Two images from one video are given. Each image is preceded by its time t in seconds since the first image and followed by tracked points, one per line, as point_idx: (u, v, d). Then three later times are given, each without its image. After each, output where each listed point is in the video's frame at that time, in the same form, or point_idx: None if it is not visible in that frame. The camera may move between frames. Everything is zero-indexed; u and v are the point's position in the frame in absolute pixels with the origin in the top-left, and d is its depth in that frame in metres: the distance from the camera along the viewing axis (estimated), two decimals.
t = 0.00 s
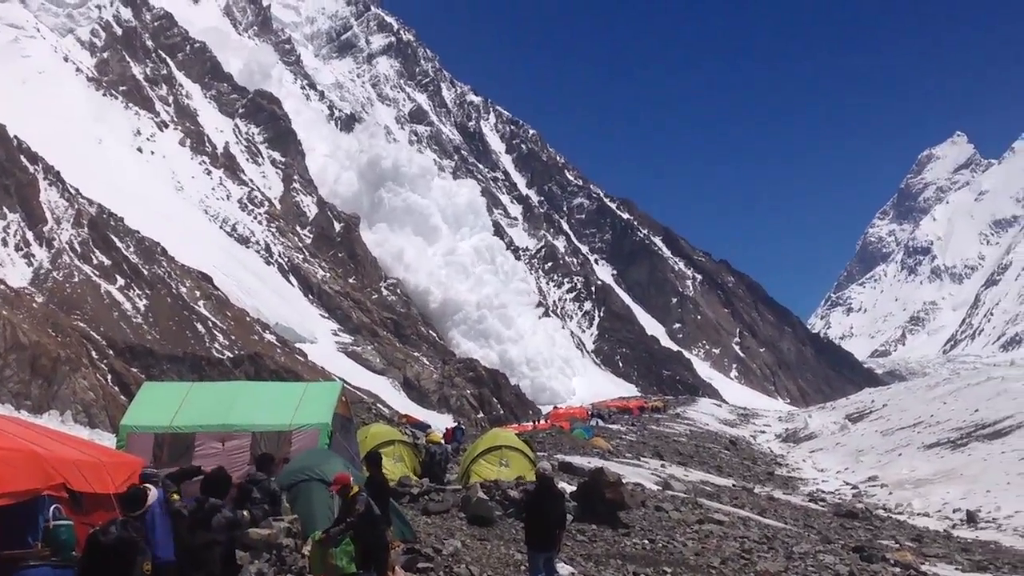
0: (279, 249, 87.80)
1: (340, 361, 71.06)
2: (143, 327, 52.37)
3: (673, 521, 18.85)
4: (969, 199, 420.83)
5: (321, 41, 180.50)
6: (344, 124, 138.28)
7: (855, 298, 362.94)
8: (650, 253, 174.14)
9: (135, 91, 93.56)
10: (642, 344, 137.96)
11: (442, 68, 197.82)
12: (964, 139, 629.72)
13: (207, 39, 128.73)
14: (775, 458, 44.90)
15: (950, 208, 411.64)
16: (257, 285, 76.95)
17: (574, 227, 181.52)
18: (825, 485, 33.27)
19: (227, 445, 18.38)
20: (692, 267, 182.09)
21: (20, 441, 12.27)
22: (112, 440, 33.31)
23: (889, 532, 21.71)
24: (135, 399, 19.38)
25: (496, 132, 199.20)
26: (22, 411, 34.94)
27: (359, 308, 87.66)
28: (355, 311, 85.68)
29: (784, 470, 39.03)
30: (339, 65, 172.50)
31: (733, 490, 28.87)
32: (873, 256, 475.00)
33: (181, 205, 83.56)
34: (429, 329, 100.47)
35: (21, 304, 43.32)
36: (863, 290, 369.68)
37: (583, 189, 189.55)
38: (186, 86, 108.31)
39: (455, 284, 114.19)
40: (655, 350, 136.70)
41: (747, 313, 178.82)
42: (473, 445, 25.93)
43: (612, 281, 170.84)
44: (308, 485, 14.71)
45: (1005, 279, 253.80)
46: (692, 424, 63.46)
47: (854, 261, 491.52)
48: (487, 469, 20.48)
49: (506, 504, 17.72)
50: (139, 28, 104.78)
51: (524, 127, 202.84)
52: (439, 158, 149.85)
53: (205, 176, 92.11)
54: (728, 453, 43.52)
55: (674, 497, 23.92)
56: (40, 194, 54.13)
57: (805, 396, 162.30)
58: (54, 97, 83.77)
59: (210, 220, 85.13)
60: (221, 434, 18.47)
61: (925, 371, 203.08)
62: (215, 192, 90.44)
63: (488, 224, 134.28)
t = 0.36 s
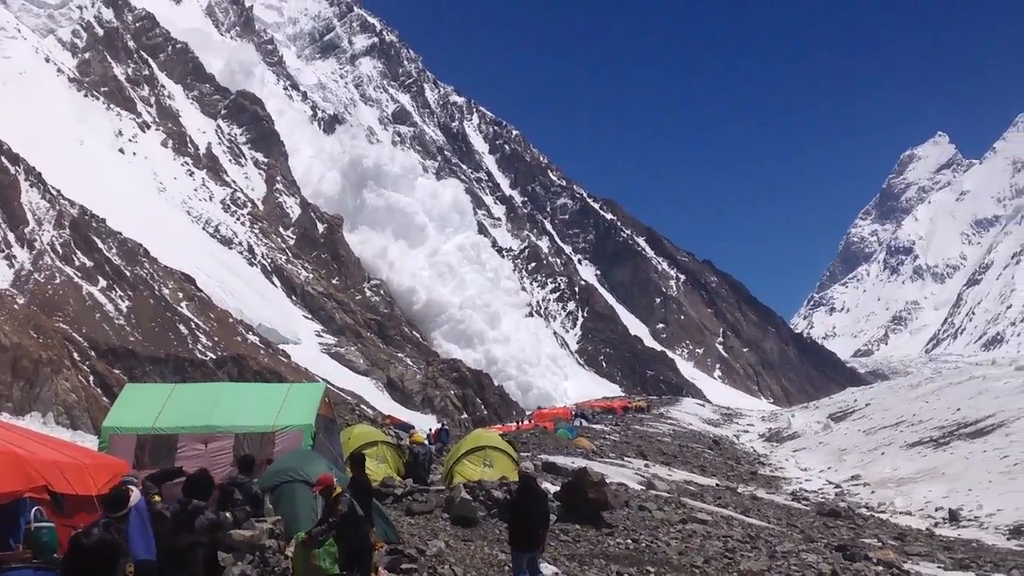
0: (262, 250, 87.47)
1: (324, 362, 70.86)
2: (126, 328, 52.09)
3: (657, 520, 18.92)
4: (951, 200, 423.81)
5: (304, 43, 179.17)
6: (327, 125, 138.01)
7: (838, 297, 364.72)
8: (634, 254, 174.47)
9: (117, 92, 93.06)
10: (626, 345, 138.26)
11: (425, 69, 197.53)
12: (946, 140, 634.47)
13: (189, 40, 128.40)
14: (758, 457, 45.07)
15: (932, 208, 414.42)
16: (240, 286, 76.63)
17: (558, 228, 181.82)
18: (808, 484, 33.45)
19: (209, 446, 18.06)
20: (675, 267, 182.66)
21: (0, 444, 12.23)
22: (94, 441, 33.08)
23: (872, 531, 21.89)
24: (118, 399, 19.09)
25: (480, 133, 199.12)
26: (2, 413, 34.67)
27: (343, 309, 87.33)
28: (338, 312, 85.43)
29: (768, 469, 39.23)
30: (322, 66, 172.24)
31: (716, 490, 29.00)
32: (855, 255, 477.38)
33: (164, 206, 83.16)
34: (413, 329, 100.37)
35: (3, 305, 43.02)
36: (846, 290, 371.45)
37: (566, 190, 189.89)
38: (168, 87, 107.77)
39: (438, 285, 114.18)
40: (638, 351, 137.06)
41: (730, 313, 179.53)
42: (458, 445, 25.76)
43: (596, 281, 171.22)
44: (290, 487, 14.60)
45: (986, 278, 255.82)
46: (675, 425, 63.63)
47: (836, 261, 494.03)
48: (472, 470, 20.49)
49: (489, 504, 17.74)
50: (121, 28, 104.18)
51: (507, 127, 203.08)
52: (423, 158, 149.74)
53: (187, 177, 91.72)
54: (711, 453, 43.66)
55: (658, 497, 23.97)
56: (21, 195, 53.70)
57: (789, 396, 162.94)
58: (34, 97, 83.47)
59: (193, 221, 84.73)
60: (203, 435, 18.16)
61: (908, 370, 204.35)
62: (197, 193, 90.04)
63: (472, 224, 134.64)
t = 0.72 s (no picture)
0: (248, 251, 87.17)
1: (310, 364, 70.74)
2: (112, 330, 51.85)
3: (644, 521, 18.98)
4: (936, 201, 426.23)
5: (290, 44, 179.50)
6: (314, 127, 137.90)
7: (824, 298, 366.32)
8: (620, 255, 174.77)
9: (102, 93, 92.69)
10: (613, 346, 138.41)
11: (412, 70, 197.48)
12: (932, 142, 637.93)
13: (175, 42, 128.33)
14: (745, 458, 45.21)
15: (917, 210, 416.96)
16: (227, 287, 76.43)
17: (544, 229, 182.00)
18: (795, 485, 33.59)
19: (196, 448, 17.95)
20: (662, 269, 183.06)
21: None
22: (80, 443, 32.87)
23: (858, 531, 22.03)
24: (105, 401, 18.96)
25: (466, 134, 199.15)
26: None
27: (329, 310, 87.11)
28: (325, 313, 85.20)
29: (755, 470, 39.38)
30: (309, 67, 172.16)
31: (704, 491, 29.10)
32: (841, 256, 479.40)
33: (149, 207, 82.85)
34: (399, 331, 100.25)
35: None
36: (832, 291, 373.04)
37: (553, 191, 190.16)
38: (154, 88, 107.36)
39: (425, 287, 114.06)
40: (625, 352, 137.28)
41: (717, 314, 180.01)
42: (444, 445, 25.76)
43: (582, 282, 171.42)
44: (277, 489, 14.56)
45: (971, 279, 257.31)
46: (662, 425, 63.73)
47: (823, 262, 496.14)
48: (459, 471, 20.48)
49: (476, 505, 17.75)
50: (107, 29, 103.77)
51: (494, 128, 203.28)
52: (409, 159, 149.65)
53: (173, 179, 91.42)
54: (698, 454, 43.77)
55: (645, 498, 24.02)
56: (5, 196, 53.34)
57: (775, 397, 163.56)
58: (19, 98, 83.15)
59: (179, 222, 84.43)
60: (190, 437, 18.06)
61: (894, 371, 205.46)
62: (183, 195, 89.74)
63: (460, 225, 134.87)
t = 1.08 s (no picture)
0: (232, 249, 86.77)
1: (294, 362, 70.52)
2: (94, 328, 51.55)
3: (627, 521, 19.04)
4: (918, 202, 429.07)
5: (274, 41, 178.83)
6: (298, 124, 137.52)
7: (808, 297, 368.02)
8: (605, 254, 175.05)
9: (85, 90, 92.16)
10: (597, 345, 138.70)
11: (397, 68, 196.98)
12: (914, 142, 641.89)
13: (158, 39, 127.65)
14: (728, 457, 45.41)
15: (900, 210, 419.60)
16: (210, 285, 76.10)
17: (529, 228, 182.11)
18: (778, 484, 33.78)
19: (178, 446, 17.88)
20: (646, 268, 183.52)
21: None
22: (61, 441, 32.56)
23: (840, 530, 22.21)
24: (86, 398, 18.83)
25: (451, 132, 198.88)
26: None
27: (313, 308, 86.82)
28: (309, 312, 84.88)
29: (738, 469, 39.57)
30: (293, 65, 171.65)
31: (687, 490, 29.24)
32: (824, 256, 481.93)
33: (132, 205, 82.41)
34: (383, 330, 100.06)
35: None
36: (816, 290, 374.89)
37: (538, 189, 190.31)
38: (138, 85, 106.69)
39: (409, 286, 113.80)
40: (609, 351, 137.58)
41: (701, 313, 180.63)
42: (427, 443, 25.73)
43: (567, 281, 171.58)
44: (260, 487, 14.51)
45: (954, 279, 259.08)
46: (645, 424, 63.89)
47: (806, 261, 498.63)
48: (442, 469, 20.50)
49: (460, 505, 17.78)
50: (90, 25, 103.02)
51: (478, 127, 203.16)
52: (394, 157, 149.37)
53: (157, 176, 90.92)
54: (682, 453, 43.85)
55: (628, 496, 24.13)
56: None
57: (758, 396, 164.26)
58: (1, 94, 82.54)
59: (162, 220, 84.01)
60: (172, 435, 17.97)
61: (876, 370, 206.72)
62: (167, 192, 89.28)
63: (445, 223, 134.94)
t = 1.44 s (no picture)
0: (222, 248, 86.55)
1: (284, 361, 70.41)
2: (84, 326, 51.43)
3: (618, 520, 19.07)
4: (908, 202, 430.59)
5: (264, 40, 178.32)
6: (289, 123, 137.33)
7: (798, 298, 369.04)
8: (595, 254, 175.22)
9: (75, 89, 91.92)
10: (587, 345, 138.89)
11: (388, 68, 196.74)
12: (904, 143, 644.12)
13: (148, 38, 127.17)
14: (718, 457, 45.52)
15: (890, 210, 421.16)
16: (199, 284, 75.95)
17: (519, 227, 182.12)
18: (767, 484, 33.89)
19: (169, 445, 17.83)
20: (637, 267, 183.77)
21: None
22: (51, 440, 32.38)
23: (830, 530, 22.27)
24: (77, 396, 18.76)
25: (441, 132, 198.72)
26: None
27: (303, 307, 86.54)
28: (299, 311, 84.65)
29: (727, 469, 39.70)
30: (284, 64, 171.39)
31: (678, 489, 29.29)
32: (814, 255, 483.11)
33: (122, 203, 82.23)
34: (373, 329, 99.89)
35: None
36: (806, 290, 375.96)
37: (528, 189, 190.42)
38: (128, 83, 106.32)
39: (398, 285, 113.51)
40: (599, 351, 137.78)
41: (691, 312, 180.94)
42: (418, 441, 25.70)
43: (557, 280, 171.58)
44: (250, 486, 14.47)
45: (943, 279, 260.06)
46: (636, 424, 63.98)
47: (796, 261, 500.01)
48: (432, 468, 20.50)
49: (450, 504, 17.78)
50: (79, 24, 102.60)
51: (469, 126, 203.07)
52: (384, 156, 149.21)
53: (147, 175, 90.66)
54: (672, 453, 43.93)
55: (619, 496, 24.13)
56: None
57: (748, 396, 164.59)
58: None
59: (152, 219, 83.83)
60: (163, 434, 17.92)
61: (866, 370, 207.48)
62: (157, 191, 89.07)
63: (435, 223, 134.81)
